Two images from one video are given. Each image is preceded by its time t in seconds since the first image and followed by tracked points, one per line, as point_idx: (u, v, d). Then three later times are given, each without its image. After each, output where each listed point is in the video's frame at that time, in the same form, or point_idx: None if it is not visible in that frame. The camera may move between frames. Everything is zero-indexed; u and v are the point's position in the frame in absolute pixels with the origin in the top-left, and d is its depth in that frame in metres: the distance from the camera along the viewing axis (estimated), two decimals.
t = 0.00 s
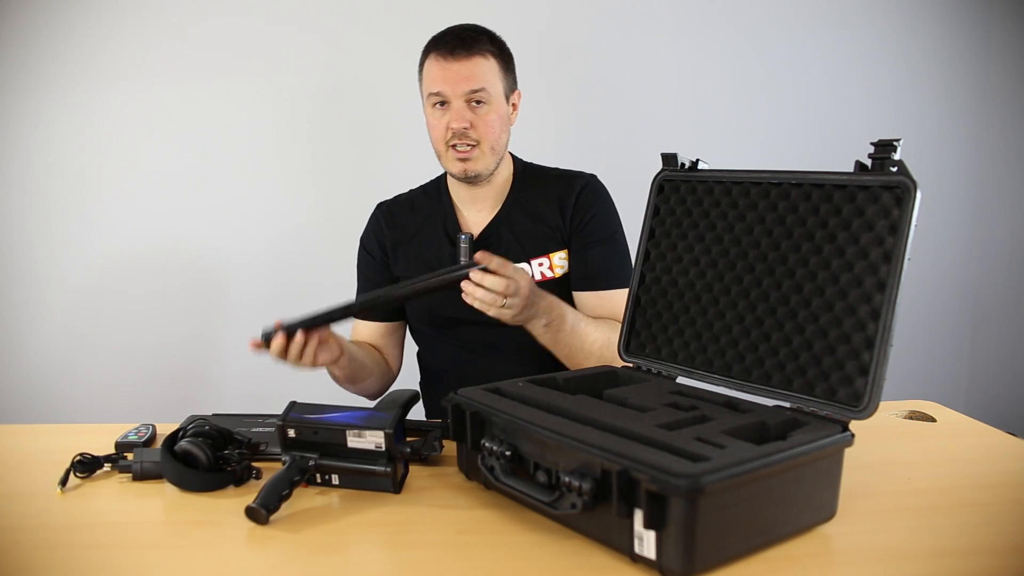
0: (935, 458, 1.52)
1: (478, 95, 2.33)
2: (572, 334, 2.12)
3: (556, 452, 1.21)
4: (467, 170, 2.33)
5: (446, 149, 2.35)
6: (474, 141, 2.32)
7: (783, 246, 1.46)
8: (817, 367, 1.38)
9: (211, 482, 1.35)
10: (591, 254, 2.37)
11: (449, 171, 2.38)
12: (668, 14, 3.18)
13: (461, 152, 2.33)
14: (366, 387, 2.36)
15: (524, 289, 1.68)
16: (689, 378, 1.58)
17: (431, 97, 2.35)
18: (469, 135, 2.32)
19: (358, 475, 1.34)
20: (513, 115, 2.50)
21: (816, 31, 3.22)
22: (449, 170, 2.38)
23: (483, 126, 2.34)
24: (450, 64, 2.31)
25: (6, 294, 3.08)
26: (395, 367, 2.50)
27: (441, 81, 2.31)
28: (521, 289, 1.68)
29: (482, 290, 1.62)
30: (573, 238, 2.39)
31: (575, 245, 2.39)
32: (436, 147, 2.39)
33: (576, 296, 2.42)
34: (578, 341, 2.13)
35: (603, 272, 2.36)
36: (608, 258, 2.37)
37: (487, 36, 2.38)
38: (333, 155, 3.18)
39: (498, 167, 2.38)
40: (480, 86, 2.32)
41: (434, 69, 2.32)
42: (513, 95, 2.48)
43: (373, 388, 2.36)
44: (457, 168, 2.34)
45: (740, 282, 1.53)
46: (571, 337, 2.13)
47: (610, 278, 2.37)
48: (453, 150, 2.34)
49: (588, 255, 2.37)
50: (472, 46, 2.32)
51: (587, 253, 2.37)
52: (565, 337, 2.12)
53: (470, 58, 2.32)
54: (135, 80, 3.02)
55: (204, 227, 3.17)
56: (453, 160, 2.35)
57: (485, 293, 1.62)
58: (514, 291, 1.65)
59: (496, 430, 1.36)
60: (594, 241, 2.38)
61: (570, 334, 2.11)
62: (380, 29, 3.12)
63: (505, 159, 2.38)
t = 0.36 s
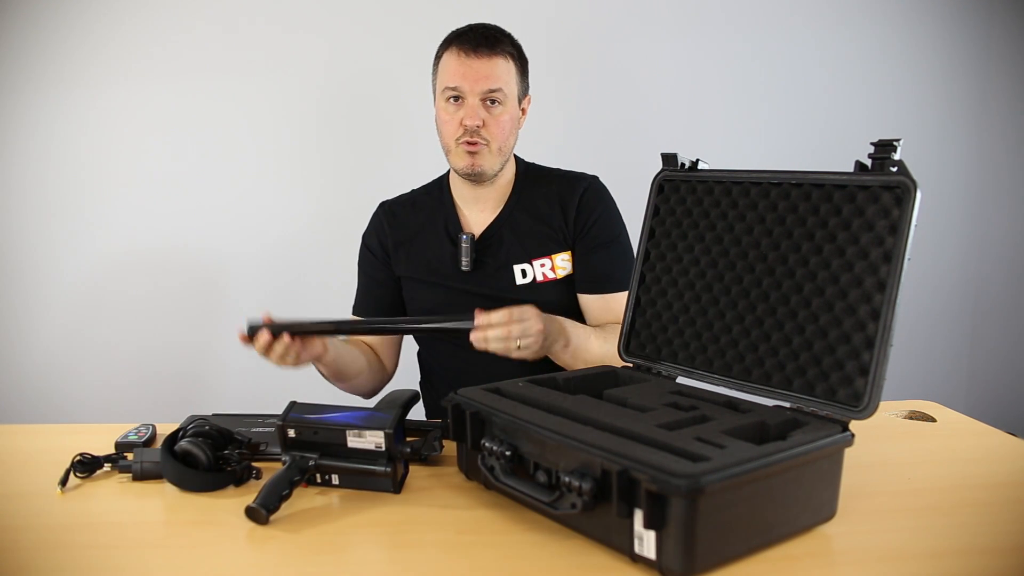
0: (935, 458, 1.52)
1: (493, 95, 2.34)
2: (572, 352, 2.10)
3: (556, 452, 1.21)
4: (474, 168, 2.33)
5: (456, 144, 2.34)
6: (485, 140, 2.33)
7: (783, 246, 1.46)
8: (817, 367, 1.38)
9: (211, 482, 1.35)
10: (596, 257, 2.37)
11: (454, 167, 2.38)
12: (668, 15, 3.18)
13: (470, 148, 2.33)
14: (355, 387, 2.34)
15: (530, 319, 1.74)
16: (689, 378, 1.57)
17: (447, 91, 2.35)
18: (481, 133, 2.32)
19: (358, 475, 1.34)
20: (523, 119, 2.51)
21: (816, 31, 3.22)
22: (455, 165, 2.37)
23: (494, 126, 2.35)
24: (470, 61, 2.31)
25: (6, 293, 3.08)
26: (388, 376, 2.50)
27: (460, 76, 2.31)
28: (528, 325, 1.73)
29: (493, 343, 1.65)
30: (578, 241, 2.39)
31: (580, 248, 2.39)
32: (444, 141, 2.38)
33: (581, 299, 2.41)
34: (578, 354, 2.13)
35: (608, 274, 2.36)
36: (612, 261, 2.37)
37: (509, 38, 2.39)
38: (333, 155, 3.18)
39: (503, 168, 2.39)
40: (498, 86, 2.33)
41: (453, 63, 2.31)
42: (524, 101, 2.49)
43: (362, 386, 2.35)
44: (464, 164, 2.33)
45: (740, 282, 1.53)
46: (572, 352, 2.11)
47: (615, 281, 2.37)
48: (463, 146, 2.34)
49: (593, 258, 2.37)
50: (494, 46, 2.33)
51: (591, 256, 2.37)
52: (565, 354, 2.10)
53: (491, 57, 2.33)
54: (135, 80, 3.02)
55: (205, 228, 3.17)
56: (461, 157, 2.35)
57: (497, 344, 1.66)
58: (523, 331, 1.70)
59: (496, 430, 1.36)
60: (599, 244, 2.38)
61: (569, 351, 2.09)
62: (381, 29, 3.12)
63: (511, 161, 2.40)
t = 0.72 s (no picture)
0: (935, 458, 1.52)
1: (487, 89, 2.37)
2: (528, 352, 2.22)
3: (556, 452, 1.21)
4: (475, 163, 2.37)
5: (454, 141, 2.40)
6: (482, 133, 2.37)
7: (783, 246, 1.46)
8: (817, 367, 1.38)
9: (211, 483, 1.35)
10: (596, 254, 2.36)
11: (456, 164, 2.43)
12: (668, 15, 3.18)
13: (469, 144, 2.37)
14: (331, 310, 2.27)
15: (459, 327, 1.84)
16: (689, 378, 1.58)
17: (441, 89, 2.39)
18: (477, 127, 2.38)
19: (358, 475, 1.34)
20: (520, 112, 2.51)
21: (816, 31, 3.22)
22: (456, 162, 2.42)
23: (491, 119, 2.38)
24: (460, 57, 2.35)
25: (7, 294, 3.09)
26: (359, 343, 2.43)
27: (452, 74, 2.36)
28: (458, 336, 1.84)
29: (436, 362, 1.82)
30: (577, 239, 2.39)
31: (579, 245, 2.38)
32: (445, 140, 2.44)
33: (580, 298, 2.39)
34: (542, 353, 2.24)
35: (610, 272, 2.35)
36: (614, 258, 2.36)
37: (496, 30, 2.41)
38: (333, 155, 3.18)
39: (506, 160, 2.41)
40: (491, 79, 2.36)
41: (444, 62, 2.36)
42: (521, 93, 2.51)
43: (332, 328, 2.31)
44: (465, 160, 2.38)
45: (740, 282, 1.53)
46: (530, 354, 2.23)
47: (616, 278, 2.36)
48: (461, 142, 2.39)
49: (594, 256, 2.36)
50: (482, 40, 2.35)
51: (590, 254, 2.36)
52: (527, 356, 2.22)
53: (481, 51, 2.35)
54: (135, 80, 3.03)
55: (205, 228, 3.17)
56: (461, 153, 2.40)
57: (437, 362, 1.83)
58: (450, 342, 1.82)
59: (495, 430, 1.36)
60: (600, 242, 2.37)
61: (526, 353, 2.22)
62: (380, 29, 3.11)
63: (513, 152, 2.41)
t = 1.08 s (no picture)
0: (934, 457, 1.52)
1: (497, 91, 2.34)
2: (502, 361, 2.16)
3: (556, 452, 1.21)
4: (482, 165, 2.33)
5: (462, 142, 2.34)
6: (490, 136, 2.32)
7: (783, 246, 1.46)
8: (817, 367, 1.38)
9: (211, 484, 1.35)
10: (593, 255, 2.36)
11: (461, 165, 2.37)
12: (668, 15, 3.18)
13: (477, 145, 2.33)
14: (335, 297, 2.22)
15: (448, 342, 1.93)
16: (689, 378, 1.58)
17: (449, 89, 2.34)
18: (486, 129, 2.33)
19: (358, 475, 1.34)
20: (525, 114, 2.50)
21: (816, 31, 3.23)
22: (461, 164, 2.36)
23: (499, 122, 2.35)
24: (471, 58, 2.31)
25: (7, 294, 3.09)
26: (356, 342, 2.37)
27: (462, 74, 2.31)
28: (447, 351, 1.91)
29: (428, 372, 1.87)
30: (576, 239, 2.39)
31: (577, 246, 2.39)
32: (449, 140, 2.37)
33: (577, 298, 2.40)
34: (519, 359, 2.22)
35: (606, 273, 2.35)
36: (613, 260, 2.37)
37: (506, 34, 2.40)
38: (333, 154, 3.18)
39: (511, 164, 2.39)
40: (501, 81, 2.34)
41: (454, 62, 2.31)
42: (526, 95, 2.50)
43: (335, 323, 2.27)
44: (471, 161, 2.33)
45: (740, 282, 1.53)
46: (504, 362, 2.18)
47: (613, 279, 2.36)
48: (468, 144, 2.34)
49: (590, 256, 2.36)
50: (493, 42, 2.33)
51: (589, 254, 2.37)
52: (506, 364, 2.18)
53: (491, 53, 2.32)
54: (135, 80, 3.03)
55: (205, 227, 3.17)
56: (467, 154, 2.34)
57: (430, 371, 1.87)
58: (439, 353, 1.88)
59: (495, 430, 1.36)
60: (596, 243, 2.38)
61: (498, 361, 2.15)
62: (380, 29, 3.12)
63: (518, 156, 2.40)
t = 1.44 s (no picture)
0: (934, 457, 1.52)
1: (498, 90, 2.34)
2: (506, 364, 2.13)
3: (556, 452, 1.21)
4: (483, 164, 2.33)
5: (463, 141, 2.35)
6: (491, 134, 2.33)
7: (783, 246, 1.46)
8: (817, 367, 1.37)
9: (211, 484, 1.35)
10: (594, 256, 2.36)
11: (462, 164, 2.37)
12: (668, 14, 3.18)
13: (478, 144, 2.33)
14: (327, 301, 2.22)
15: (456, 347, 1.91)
16: (689, 378, 1.58)
17: (451, 87, 2.34)
18: (487, 128, 2.33)
19: (358, 475, 1.34)
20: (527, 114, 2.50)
21: (816, 31, 3.23)
22: (462, 162, 2.37)
23: (500, 120, 2.35)
24: (473, 56, 2.31)
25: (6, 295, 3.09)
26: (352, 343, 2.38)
27: (464, 73, 2.31)
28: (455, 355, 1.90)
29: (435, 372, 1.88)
30: (579, 241, 2.39)
31: (580, 247, 2.39)
32: (450, 138, 2.37)
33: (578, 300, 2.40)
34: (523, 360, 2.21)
35: (609, 275, 2.35)
36: (615, 261, 2.37)
37: (509, 33, 2.40)
38: (333, 154, 3.18)
39: (512, 162, 2.38)
40: (503, 80, 2.34)
41: (457, 60, 2.31)
42: (529, 94, 2.50)
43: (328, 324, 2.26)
44: (472, 159, 2.33)
45: (740, 282, 1.53)
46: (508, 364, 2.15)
47: (614, 281, 2.36)
48: (469, 142, 2.34)
49: (592, 257, 2.37)
50: (496, 41, 2.33)
51: (592, 256, 2.37)
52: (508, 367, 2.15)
53: (494, 52, 2.33)
54: (135, 80, 3.02)
55: (204, 228, 3.17)
56: (468, 153, 2.35)
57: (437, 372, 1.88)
58: (446, 357, 1.88)
59: (495, 430, 1.36)
60: (598, 244, 2.38)
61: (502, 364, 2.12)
62: (380, 28, 3.11)
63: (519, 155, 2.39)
